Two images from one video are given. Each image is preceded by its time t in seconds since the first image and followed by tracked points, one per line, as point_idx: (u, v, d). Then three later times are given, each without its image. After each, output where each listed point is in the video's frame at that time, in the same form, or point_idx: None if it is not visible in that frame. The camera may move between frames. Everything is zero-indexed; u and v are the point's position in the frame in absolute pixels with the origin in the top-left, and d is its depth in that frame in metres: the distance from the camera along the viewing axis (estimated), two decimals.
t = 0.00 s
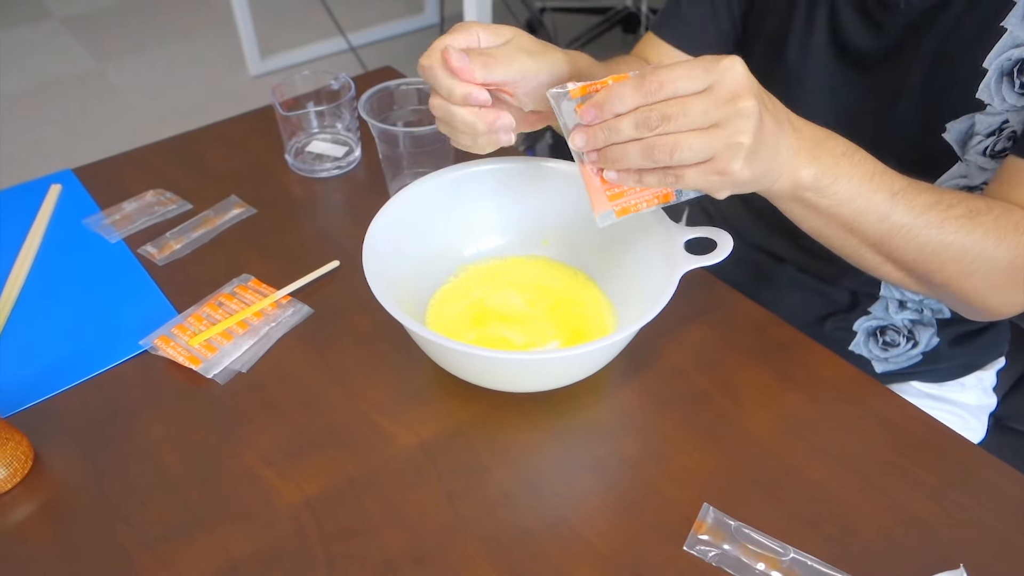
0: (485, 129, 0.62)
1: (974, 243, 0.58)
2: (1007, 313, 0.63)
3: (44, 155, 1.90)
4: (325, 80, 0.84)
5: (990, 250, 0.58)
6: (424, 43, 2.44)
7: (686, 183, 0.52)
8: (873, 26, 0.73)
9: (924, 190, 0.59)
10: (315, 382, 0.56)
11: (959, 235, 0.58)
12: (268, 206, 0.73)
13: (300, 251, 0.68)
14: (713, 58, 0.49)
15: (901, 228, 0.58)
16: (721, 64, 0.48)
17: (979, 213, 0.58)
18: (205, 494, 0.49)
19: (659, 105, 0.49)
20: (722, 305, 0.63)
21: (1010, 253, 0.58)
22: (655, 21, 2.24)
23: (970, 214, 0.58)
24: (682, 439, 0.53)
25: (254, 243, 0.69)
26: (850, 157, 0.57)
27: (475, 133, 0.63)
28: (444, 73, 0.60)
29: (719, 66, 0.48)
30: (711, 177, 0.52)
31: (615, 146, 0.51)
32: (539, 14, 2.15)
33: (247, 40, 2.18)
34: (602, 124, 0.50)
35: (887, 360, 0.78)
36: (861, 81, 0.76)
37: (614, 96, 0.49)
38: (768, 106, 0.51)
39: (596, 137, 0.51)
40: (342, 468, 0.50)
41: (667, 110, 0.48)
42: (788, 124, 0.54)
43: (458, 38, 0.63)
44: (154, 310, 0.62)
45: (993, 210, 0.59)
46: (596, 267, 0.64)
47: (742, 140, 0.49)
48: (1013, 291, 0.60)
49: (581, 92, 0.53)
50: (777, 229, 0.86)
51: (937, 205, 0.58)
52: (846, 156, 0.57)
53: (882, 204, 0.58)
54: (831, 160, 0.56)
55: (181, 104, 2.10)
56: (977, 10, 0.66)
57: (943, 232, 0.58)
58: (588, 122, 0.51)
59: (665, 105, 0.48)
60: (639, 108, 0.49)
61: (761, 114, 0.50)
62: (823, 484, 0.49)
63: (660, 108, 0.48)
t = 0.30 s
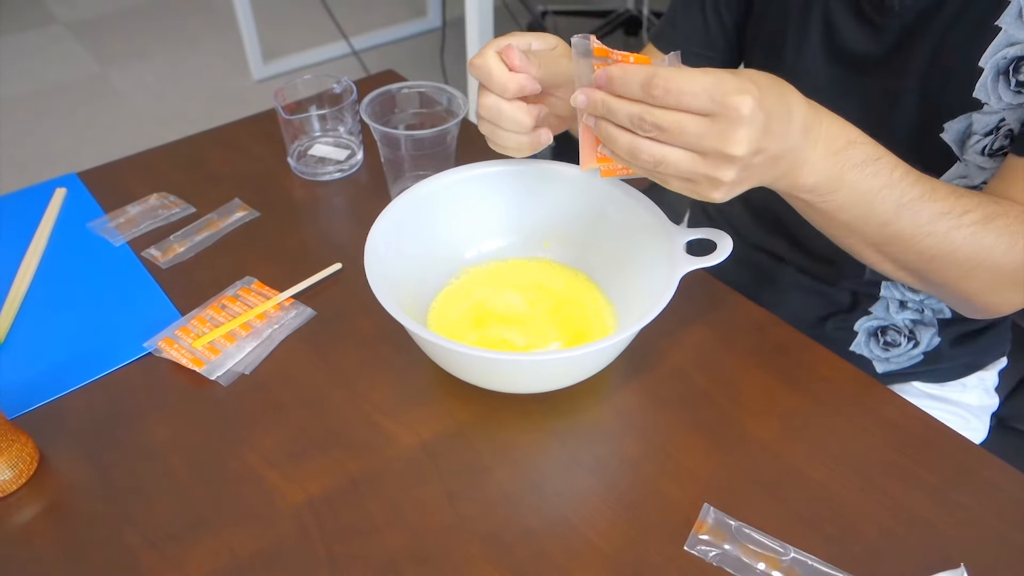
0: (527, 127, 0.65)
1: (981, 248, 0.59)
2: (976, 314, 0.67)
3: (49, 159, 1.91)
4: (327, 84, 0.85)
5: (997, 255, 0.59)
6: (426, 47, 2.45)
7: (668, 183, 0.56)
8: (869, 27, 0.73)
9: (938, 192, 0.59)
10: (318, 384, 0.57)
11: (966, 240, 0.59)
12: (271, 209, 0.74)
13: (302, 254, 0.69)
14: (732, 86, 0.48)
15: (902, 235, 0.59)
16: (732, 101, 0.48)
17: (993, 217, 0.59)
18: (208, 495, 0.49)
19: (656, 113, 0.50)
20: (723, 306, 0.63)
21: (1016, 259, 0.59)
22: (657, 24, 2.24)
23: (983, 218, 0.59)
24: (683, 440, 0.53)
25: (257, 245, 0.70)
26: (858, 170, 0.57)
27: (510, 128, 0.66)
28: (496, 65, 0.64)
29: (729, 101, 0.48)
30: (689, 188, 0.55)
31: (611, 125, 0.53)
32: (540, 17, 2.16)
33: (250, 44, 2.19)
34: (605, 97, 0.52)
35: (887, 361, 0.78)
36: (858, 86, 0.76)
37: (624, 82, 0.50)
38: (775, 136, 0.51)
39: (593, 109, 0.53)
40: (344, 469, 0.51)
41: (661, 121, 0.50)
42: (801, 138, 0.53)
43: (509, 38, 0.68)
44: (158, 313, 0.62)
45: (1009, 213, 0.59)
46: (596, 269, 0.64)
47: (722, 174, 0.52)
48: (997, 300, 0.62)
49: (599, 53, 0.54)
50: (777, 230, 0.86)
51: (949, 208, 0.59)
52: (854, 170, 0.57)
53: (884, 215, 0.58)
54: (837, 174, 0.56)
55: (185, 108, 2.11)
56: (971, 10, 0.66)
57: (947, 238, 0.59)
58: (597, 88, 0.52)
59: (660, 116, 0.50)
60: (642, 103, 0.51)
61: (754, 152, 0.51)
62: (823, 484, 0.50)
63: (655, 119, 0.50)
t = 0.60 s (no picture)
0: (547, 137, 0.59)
1: (966, 246, 0.59)
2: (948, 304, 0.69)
3: (51, 159, 1.91)
4: (332, 85, 0.85)
5: (981, 254, 0.60)
6: (429, 49, 2.45)
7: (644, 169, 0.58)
8: (867, 31, 0.73)
9: (929, 188, 0.59)
10: (321, 384, 0.57)
11: (951, 238, 0.59)
12: (276, 209, 0.74)
13: (305, 254, 0.69)
14: (716, 98, 0.47)
15: (882, 228, 0.60)
16: (711, 115, 0.48)
17: (983, 215, 0.59)
18: (211, 494, 0.49)
19: (637, 106, 0.49)
20: (727, 308, 0.63)
21: (1000, 258, 0.60)
22: (660, 28, 2.24)
23: (973, 217, 0.59)
24: (686, 443, 0.53)
25: (261, 246, 0.70)
26: (841, 167, 0.57)
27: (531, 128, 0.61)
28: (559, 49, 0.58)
29: (709, 114, 0.48)
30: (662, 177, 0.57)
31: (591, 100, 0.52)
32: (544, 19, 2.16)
33: (254, 45, 2.19)
34: (594, 62, 0.51)
35: (890, 364, 0.78)
36: (858, 89, 0.76)
37: (614, 61, 0.49)
38: (753, 141, 0.52)
39: (579, 73, 0.52)
40: (348, 469, 0.51)
41: (640, 114, 0.50)
42: (779, 136, 0.53)
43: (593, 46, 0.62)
44: (162, 312, 0.62)
45: (998, 210, 0.59)
46: (599, 270, 0.64)
47: (691, 171, 0.54)
48: (970, 296, 0.64)
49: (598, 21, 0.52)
50: (779, 232, 0.86)
51: (937, 206, 0.59)
52: (836, 166, 0.57)
53: (864, 208, 0.59)
54: (815, 169, 0.57)
55: (189, 108, 2.12)
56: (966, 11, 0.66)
57: (930, 234, 0.60)
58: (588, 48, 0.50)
59: (640, 111, 0.50)
60: (624, 87, 0.50)
61: (722, 154, 0.52)
62: (828, 488, 0.49)
63: (634, 111, 0.50)
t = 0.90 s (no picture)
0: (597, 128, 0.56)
1: (950, 240, 0.59)
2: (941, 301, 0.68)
3: (50, 159, 1.91)
4: (329, 85, 0.85)
5: (964, 247, 0.59)
6: (428, 49, 2.45)
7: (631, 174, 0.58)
8: (860, 30, 0.73)
9: (912, 182, 0.59)
10: (319, 385, 0.57)
11: (935, 232, 0.59)
12: (273, 211, 0.74)
13: (303, 255, 0.68)
14: (690, 87, 0.48)
15: (866, 222, 0.60)
16: (688, 103, 0.48)
17: (967, 209, 0.58)
18: (209, 496, 0.49)
19: (614, 105, 0.50)
20: (725, 307, 0.63)
21: (984, 252, 0.59)
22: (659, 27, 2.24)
23: (956, 210, 0.58)
24: (685, 443, 0.53)
25: (258, 247, 0.69)
26: (824, 158, 0.58)
27: (534, 121, 0.61)
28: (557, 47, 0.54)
29: (685, 103, 0.48)
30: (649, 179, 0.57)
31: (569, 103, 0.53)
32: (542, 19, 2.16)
33: (253, 45, 2.19)
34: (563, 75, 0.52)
35: (888, 362, 0.78)
36: (853, 87, 0.76)
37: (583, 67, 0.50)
38: (734, 133, 0.53)
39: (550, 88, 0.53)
40: (346, 471, 0.51)
41: (618, 114, 0.50)
42: (760, 128, 0.54)
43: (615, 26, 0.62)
44: (159, 314, 0.62)
45: (982, 205, 0.58)
46: (597, 270, 0.64)
47: (678, 167, 0.53)
48: (958, 291, 0.64)
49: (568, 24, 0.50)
50: (777, 232, 0.86)
51: (921, 200, 0.59)
52: (820, 158, 0.57)
53: (847, 201, 0.60)
54: (798, 161, 0.57)
55: (188, 109, 2.12)
56: (956, 9, 0.66)
57: (913, 229, 0.59)
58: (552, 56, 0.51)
59: (617, 109, 0.50)
60: (599, 90, 0.50)
61: (705, 145, 0.52)
62: (826, 488, 0.49)
63: (611, 110, 0.50)
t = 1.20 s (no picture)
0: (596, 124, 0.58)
1: (976, 250, 0.59)
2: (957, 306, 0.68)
3: (55, 150, 1.91)
4: (336, 78, 0.84)
5: (993, 256, 0.59)
6: (434, 43, 2.44)
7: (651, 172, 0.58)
8: (869, 29, 0.73)
9: (936, 191, 0.59)
10: (324, 380, 0.56)
11: (960, 241, 0.59)
12: (279, 203, 0.73)
13: (309, 248, 0.68)
14: (713, 87, 0.49)
15: (892, 232, 0.60)
16: (713, 103, 0.49)
17: (992, 219, 0.58)
18: (214, 490, 0.49)
19: (638, 111, 0.50)
20: (733, 306, 0.63)
21: (1010, 262, 0.59)
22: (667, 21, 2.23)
23: (982, 220, 0.58)
24: (692, 442, 0.52)
25: (264, 240, 0.69)
26: (854, 169, 0.57)
27: (527, 107, 0.61)
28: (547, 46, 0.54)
29: (709, 103, 0.49)
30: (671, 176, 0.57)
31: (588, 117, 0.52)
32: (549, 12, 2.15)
33: (258, 37, 2.19)
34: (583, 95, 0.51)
35: (896, 363, 0.77)
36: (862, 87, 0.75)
37: (605, 81, 0.49)
38: (761, 138, 0.52)
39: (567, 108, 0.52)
40: (351, 466, 0.50)
41: (642, 122, 0.50)
42: (788, 136, 0.53)
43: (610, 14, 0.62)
44: (164, 306, 0.62)
45: (1007, 213, 0.59)
46: (605, 267, 0.64)
47: (697, 164, 0.54)
48: (979, 300, 0.64)
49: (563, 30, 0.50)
50: (784, 230, 0.86)
51: (945, 208, 0.59)
52: (849, 168, 0.57)
53: (875, 212, 0.59)
54: (828, 172, 0.56)
55: (194, 101, 2.12)
56: (973, 10, 0.65)
57: (940, 238, 0.59)
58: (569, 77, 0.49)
59: (640, 115, 0.50)
60: (621, 101, 0.50)
61: (729, 147, 0.52)
62: (834, 489, 0.49)
63: (635, 119, 0.50)
